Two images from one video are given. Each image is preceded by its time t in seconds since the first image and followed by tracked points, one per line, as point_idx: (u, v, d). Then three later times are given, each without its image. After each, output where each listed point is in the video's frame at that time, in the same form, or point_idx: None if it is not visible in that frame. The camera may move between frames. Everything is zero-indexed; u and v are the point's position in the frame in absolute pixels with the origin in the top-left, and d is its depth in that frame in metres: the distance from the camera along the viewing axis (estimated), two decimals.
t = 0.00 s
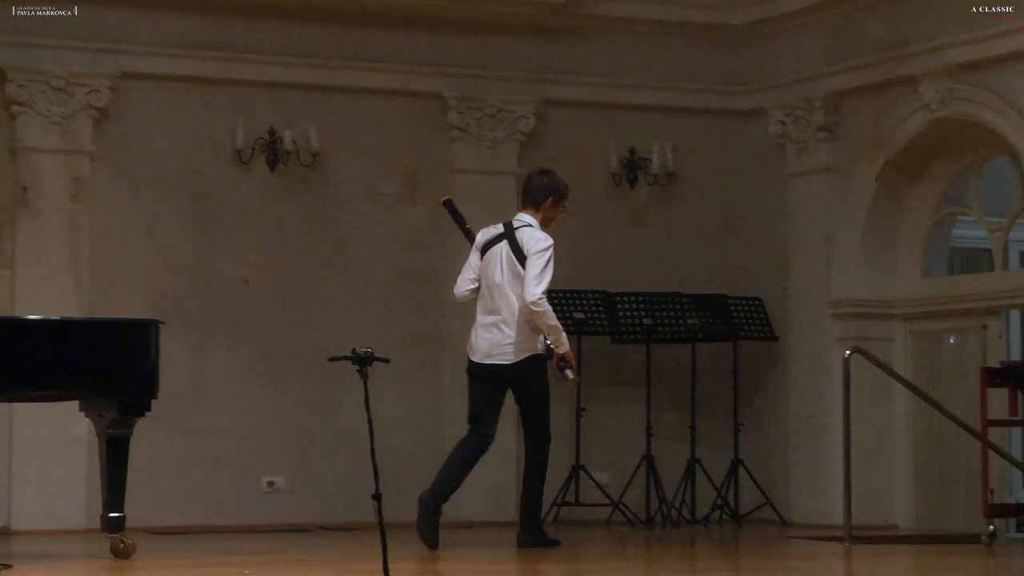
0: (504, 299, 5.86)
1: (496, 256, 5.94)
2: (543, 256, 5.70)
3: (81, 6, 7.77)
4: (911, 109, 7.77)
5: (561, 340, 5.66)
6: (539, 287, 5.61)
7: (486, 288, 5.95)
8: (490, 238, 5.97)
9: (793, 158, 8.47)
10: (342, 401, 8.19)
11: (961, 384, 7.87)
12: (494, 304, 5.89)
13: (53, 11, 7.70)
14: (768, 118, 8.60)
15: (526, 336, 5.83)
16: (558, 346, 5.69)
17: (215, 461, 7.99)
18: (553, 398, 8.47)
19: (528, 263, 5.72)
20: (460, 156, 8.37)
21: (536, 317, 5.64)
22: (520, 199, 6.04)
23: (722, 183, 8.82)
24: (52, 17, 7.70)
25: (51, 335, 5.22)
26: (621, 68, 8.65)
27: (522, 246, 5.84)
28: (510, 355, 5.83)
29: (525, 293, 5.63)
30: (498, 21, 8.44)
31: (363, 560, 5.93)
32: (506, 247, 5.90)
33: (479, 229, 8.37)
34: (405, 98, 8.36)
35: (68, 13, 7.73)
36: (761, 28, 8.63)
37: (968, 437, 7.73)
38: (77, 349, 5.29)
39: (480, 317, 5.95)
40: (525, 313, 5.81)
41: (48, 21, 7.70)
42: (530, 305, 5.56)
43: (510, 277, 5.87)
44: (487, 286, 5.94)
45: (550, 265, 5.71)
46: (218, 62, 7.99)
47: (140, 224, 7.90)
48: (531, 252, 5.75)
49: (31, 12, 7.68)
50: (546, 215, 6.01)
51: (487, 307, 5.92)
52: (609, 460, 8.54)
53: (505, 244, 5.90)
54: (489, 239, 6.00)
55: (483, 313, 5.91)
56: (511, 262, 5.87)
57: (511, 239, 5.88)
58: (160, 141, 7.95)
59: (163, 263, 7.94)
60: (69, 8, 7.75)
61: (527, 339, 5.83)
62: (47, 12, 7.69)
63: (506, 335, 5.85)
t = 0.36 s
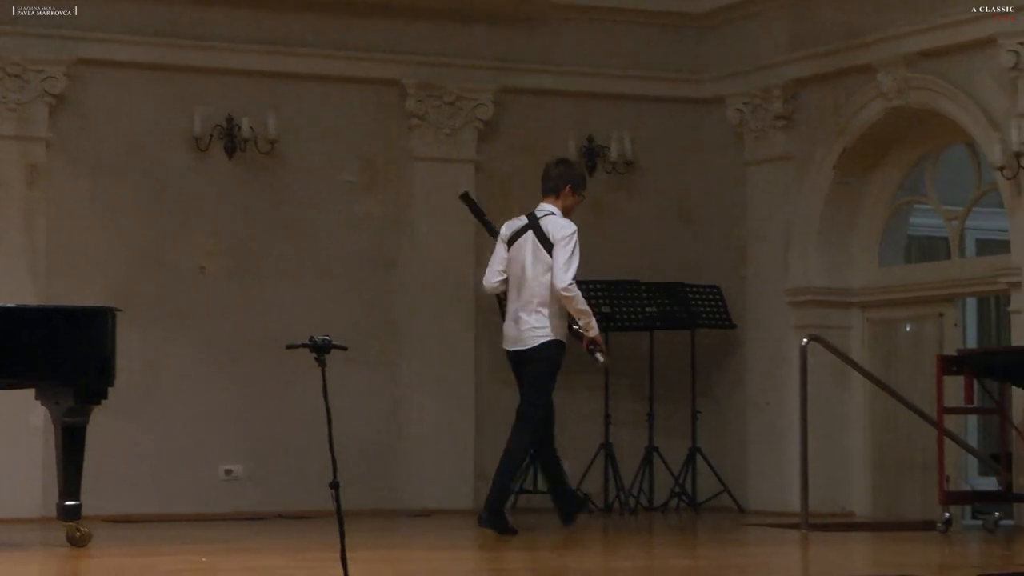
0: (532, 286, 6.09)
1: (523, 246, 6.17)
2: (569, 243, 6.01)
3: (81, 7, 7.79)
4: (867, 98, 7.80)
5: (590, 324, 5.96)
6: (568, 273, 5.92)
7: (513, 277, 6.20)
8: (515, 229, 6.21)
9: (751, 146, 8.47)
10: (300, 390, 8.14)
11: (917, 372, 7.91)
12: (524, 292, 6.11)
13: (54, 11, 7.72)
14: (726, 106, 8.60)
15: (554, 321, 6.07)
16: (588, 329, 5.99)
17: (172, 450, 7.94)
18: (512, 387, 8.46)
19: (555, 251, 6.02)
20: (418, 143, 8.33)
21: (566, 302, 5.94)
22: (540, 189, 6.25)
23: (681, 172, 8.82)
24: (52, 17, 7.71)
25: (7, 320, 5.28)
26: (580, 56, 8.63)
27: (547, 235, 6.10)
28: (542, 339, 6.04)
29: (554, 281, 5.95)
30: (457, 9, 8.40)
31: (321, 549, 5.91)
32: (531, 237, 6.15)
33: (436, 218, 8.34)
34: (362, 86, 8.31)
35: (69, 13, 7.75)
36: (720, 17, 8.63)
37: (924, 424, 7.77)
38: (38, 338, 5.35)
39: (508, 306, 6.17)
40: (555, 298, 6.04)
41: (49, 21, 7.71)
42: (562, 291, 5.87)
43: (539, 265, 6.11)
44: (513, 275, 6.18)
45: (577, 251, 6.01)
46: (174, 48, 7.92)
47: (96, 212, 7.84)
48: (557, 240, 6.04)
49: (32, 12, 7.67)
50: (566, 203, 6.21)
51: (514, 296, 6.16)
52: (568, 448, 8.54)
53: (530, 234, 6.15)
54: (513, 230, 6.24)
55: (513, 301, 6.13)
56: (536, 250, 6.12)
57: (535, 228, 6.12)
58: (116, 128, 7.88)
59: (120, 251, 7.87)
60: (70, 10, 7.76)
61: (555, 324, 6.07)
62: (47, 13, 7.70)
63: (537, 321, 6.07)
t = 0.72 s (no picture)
0: (564, 277, 6.33)
1: (556, 239, 6.42)
2: (593, 233, 6.20)
3: (81, 6, 7.77)
4: (833, 87, 7.81)
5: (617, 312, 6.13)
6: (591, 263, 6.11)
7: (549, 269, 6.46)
8: (549, 222, 6.47)
9: (717, 135, 8.47)
10: (266, 380, 8.09)
11: (882, 361, 7.94)
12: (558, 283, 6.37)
13: (54, 11, 7.69)
14: (692, 95, 8.59)
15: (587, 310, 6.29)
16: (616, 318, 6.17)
17: (137, 440, 7.89)
18: (479, 376, 8.44)
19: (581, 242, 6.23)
20: (384, 132, 8.28)
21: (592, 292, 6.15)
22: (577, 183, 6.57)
23: (647, 161, 8.81)
24: (52, 17, 7.69)
25: None
26: (546, 45, 8.60)
27: (575, 226, 6.32)
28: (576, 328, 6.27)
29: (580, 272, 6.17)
30: None
31: (289, 538, 5.89)
32: (562, 229, 6.39)
33: (402, 207, 8.30)
34: (328, 74, 8.26)
35: (69, 13, 7.73)
36: (686, 6, 8.62)
37: (889, 412, 7.80)
38: None
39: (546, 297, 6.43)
40: (582, 288, 6.26)
41: (48, 20, 7.69)
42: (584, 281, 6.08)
43: (570, 256, 6.34)
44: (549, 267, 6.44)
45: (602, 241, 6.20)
46: (137, 36, 7.86)
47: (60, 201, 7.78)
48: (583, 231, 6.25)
49: (32, 12, 7.66)
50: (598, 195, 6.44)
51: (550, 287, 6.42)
52: (535, 437, 8.54)
53: (561, 226, 6.39)
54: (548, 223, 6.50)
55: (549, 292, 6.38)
56: (567, 242, 6.36)
57: (565, 220, 6.36)
58: (79, 117, 7.83)
59: (84, 240, 7.82)
60: (70, 9, 7.74)
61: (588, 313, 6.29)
62: (46, 12, 7.68)
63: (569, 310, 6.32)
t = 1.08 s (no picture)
0: (625, 289, 6.31)
1: (619, 249, 6.37)
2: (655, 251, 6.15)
3: (81, 6, 7.77)
4: (815, 83, 7.82)
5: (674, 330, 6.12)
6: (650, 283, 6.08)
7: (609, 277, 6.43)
8: (612, 231, 6.41)
9: (699, 131, 8.47)
10: (247, 376, 8.07)
11: (864, 357, 7.95)
12: (619, 292, 6.33)
13: (54, 10, 7.70)
14: (674, 91, 8.59)
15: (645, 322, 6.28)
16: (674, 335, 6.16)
17: (118, 436, 7.86)
18: (460, 373, 8.44)
19: (642, 258, 6.19)
20: (366, 128, 8.27)
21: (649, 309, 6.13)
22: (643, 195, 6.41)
23: (630, 156, 8.80)
24: (52, 17, 7.70)
25: None
26: (528, 41, 8.59)
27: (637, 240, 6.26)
28: (632, 339, 6.28)
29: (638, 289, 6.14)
30: None
31: (271, 533, 5.88)
32: (625, 241, 6.34)
33: (385, 203, 8.28)
34: (310, 70, 8.24)
35: (68, 13, 7.73)
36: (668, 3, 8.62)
37: (871, 408, 7.82)
38: None
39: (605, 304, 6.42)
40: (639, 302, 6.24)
41: (48, 21, 7.70)
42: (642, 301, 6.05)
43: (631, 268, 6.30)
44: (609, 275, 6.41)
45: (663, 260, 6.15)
46: (118, 31, 7.82)
47: (41, 196, 7.75)
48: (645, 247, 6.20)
49: (32, 12, 7.66)
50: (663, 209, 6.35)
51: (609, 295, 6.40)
52: (517, 433, 8.53)
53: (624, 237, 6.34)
54: (611, 231, 6.45)
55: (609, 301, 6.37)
56: (629, 254, 6.32)
57: (628, 232, 6.30)
58: (60, 112, 7.79)
59: (65, 236, 7.79)
60: (71, 9, 7.74)
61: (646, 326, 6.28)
62: (46, 12, 7.68)
63: (628, 320, 6.29)
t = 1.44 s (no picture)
0: (670, 282, 6.29)
1: (661, 243, 6.35)
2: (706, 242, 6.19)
3: (81, 6, 7.77)
4: (795, 81, 7.84)
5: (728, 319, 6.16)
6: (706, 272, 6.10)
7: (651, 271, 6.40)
8: (653, 226, 6.40)
9: (680, 128, 8.48)
10: (227, 373, 8.04)
11: (843, 354, 7.98)
12: (665, 285, 6.30)
13: (53, 10, 7.70)
14: (655, 88, 8.59)
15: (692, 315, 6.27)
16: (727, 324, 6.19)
17: (98, 432, 7.84)
18: (441, 369, 8.42)
19: (692, 249, 6.20)
20: (347, 124, 8.25)
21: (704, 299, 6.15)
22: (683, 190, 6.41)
23: (611, 153, 8.80)
24: (52, 17, 7.69)
25: None
26: (509, 37, 8.58)
27: (683, 233, 6.27)
28: (681, 331, 6.24)
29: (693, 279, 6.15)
30: None
31: (251, 530, 5.87)
32: (667, 234, 6.33)
33: (365, 199, 8.27)
34: (291, 66, 8.22)
35: (68, 13, 7.72)
36: None
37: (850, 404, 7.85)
38: None
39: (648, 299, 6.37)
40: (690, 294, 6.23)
41: (48, 21, 7.69)
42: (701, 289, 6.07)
43: (675, 261, 6.29)
44: (652, 271, 6.37)
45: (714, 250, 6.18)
46: (98, 27, 7.79)
47: (20, 192, 7.71)
48: (693, 238, 6.21)
49: (31, 12, 7.65)
50: (704, 204, 6.37)
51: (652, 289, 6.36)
52: (498, 430, 8.53)
53: (667, 231, 6.33)
54: (651, 226, 6.43)
55: (655, 295, 6.33)
56: (672, 247, 6.30)
57: (672, 226, 6.30)
58: (40, 108, 7.76)
59: (44, 232, 7.76)
60: (71, 9, 7.73)
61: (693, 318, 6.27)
62: (46, 11, 7.68)
63: (676, 313, 6.26)
